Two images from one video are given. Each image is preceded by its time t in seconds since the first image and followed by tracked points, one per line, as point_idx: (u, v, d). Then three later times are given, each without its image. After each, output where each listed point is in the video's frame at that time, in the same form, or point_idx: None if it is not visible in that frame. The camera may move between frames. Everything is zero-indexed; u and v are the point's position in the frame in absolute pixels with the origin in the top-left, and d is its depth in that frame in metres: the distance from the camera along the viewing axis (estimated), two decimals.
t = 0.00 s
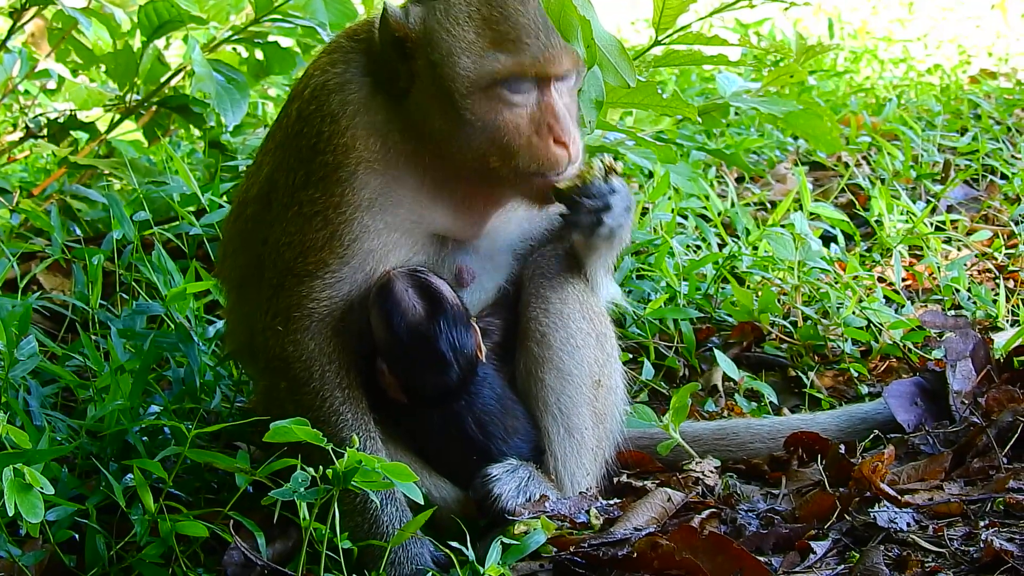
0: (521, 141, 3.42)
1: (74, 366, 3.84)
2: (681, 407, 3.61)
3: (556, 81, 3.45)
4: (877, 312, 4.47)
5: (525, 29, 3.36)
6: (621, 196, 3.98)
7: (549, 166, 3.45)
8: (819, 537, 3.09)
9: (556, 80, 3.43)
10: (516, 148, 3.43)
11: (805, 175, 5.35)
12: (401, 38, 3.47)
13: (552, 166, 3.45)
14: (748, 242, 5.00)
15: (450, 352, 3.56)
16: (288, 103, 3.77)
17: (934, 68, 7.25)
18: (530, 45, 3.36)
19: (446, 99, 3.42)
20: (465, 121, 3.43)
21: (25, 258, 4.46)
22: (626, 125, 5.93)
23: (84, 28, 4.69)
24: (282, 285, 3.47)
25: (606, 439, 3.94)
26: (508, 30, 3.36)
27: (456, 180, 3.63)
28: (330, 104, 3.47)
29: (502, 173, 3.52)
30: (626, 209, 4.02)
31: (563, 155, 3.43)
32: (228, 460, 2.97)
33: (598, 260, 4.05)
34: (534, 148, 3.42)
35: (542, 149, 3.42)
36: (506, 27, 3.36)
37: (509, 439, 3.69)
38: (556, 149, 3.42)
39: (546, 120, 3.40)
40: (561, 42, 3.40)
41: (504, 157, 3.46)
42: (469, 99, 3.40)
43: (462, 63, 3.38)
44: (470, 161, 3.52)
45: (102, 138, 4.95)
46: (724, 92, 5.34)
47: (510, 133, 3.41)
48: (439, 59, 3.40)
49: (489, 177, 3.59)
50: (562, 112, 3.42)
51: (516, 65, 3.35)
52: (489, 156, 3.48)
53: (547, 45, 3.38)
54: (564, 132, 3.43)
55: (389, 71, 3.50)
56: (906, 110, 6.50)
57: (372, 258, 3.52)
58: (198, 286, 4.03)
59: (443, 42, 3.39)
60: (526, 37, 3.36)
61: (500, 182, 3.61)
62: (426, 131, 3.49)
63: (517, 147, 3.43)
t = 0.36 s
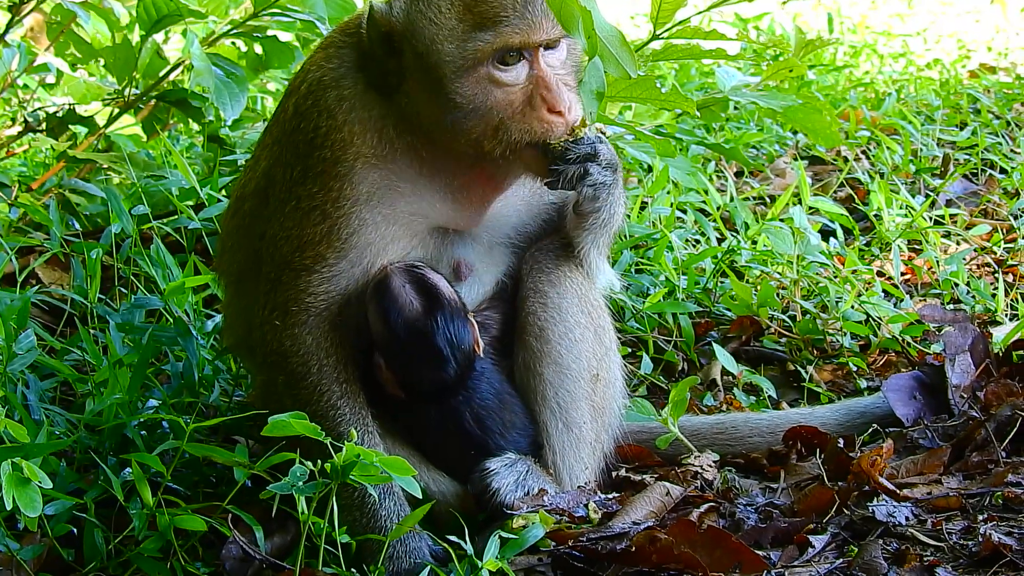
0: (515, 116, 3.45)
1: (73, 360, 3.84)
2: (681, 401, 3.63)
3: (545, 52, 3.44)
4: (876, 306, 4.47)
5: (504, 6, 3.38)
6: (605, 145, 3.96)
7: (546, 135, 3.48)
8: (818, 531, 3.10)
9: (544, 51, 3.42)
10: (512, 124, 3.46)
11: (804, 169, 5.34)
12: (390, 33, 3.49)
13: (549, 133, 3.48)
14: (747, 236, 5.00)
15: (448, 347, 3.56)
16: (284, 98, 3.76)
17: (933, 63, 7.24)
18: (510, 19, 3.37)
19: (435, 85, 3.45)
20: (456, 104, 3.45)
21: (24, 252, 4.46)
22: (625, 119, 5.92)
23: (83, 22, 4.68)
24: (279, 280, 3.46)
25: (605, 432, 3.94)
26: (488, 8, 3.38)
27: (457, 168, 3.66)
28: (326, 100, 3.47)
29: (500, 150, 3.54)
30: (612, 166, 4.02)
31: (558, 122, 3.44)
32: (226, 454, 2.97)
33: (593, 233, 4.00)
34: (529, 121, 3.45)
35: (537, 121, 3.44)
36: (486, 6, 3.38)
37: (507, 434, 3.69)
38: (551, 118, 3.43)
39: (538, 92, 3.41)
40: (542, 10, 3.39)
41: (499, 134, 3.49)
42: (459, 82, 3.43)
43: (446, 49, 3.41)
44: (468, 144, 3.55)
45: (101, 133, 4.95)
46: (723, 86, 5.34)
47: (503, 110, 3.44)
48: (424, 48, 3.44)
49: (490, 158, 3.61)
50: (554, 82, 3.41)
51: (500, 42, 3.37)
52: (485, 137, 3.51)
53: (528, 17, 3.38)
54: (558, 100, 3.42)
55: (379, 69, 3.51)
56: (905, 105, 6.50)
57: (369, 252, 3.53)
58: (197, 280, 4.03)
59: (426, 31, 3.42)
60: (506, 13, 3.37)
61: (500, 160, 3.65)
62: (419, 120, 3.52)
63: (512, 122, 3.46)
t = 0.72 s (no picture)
0: (517, 130, 3.47)
1: (71, 352, 3.84)
2: (679, 393, 3.62)
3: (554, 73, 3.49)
4: (875, 299, 4.48)
5: (528, 21, 3.35)
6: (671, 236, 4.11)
7: (544, 155, 3.52)
8: (817, 523, 3.10)
9: (554, 70, 3.45)
10: (512, 137, 3.48)
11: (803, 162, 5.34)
12: (396, 25, 3.46)
13: (547, 155, 3.52)
14: (746, 229, 4.99)
15: (445, 339, 3.58)
16: (282, 90, 3.76)
17: (932, 56, 7.23)
18: (532, 38, 3.35)
19: (443, 83, 3.43)
20: (463, 108, 3.45)
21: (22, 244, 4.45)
22: (623, 112, 5.91)
23: (81, 14, 4.67)
24: (277, 273, 3.46)
25: (603, 424, 3.95)
26: (512, 23, 3.34)
27: (454, 167, 3.63)
28: (323, 91, 3.46)
29: (497, 159, 3.55)
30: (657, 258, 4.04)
31: (556, 143, 3.50)
32: (225, 446, 2.97)
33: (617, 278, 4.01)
34: (529, 137, 3.48)
35: (535, 138, 3.48)
36: (510, 20, 3.34)
37: (505, 426, 3.69)
38: (551, 139, 3.49)
39: (541, 109, 3.47)
40: (562, 35, 3.37)
41: (500, 144, 3.50)
42: (468, 88, 3.41)
43: (462, 52, 3.37)
44: (466, 148, 3.54)
45: (99, 125, 4.94)
46: (722, 79, 5.33)
47: (506, 122, 3.46)
48: (437, 47, 3.40)
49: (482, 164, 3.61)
50: (558, 102, 3.47)
51: (518, 58, 3.35)
52: (485, 142, 3.51)
53: (549, 37, 3.36)
54: (559, 121, 3.49)
55: (380, 60, 3.49)
56: (904, 98, 6.49)
57: (366, 245, 3.53)
58: (195, 272, 4.03)
59: (443, 30, 3.37)
60: (528, 29, 3.34)
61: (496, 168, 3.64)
62: (419, 116, 3.51)
63: (513, 135, 3.47)
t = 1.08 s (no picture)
0: (513, 130, 3.48)
1: (70, 345, 3.85)
2: (677, 385, 3.63)
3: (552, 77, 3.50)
4: (873, 291, 4.48)
5: (530, 20, 3.37)
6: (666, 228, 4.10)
7: (538, 156, 3.52)
8: (815, 515, 3.10)
9: (554, 72, 3.46)
10: (509, 136, 3.48)
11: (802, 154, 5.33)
12: (399, 17, 3.46)
13: (541, 158, 3.53)
14: (745, 221, 4.99)
15: (444, 332, 3.57)
16: (282, 81, 3.76)
17: (932, 49, 7.22)
18: (534, 38, 3.36)
19: (443, 78, 3.43)
20: (462, 104, 3.46)
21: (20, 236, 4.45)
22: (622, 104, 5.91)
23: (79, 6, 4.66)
24: (277, 264, 3.47)
25: (602, 416, 3.95)
26: (516, 21, 3.36)
27: (450, 163, 3.62)
28: (323, 83, 3.45)
29: (491, 158, 3.55)
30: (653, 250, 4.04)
31: (551, 146, 3.50)
32: (224, 438, 2.97)
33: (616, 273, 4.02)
34: (525, 138, 3.48)
35: (530, 139, 3.48)
36: (513, 18, 3.36)
37: (505, 418, 3.69)
38: (546, 141, 3.49)
39: (539, 111, 3.48)
40: (564, 36, 3.40)
41: (497, 142, 3.50)
42: (468, 84, 3.42)
43: (464, 48, 3.38)
44: (463, 145, 3.55)
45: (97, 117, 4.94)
46: (721, 72, 5.32)
47: (504, 121, 3.47)
48: (437, 40, 3.40)
49: (476, 162, 3.60)
50: (555, 104, 3.49)
51: (519, 56, 3.36)
52: (483, 138, 3.51)
53: (550, 37, 3.38)
54: (556, 124, 3.49)
55: (381, 51, 3.49)
56: (903, 91, 6.48)
57: (365, 238, 3.52)
58: (193, 264, 4.03)
59: (446, 25, 3.38)
60: (530, 29, 3.36)
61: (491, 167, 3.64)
62: (418, 110, 3.50)
63: (510, 135, 3.48)
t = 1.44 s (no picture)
0: (512, 121, 3.48)
1: (69, 335, 3.85)
2: (676, 374, 3.63)
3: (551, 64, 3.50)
4: (872, 281, 4.47)
5: (528, 9, 3.35)
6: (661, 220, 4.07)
7: (536, 147, 3.52)
8: (814, 505, 3.11)
9: (554, 61, 3.46)
10: (508, 127, 3.49)
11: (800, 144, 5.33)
12: (398, 8, 3.45)
13: (539, 148, 3.53)
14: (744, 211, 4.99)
15: (442, 322, 3.56)
16: (280, 70, 3.75)
17: (931, 39, 7.21)
18: (532, 27, 3.35)
19: (442, 68, 3.43)
20: (461, 95, 3.46)
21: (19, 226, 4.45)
22: (621, 94, 5.90)
23: None
24: (275, 255, 3.47)
25: (600, 406, 3.96)
26: (514, 10, 3.34)
27: (449, 154, 3.63)
28: (320, 74, 3.44)
29: (490, 148, 3.55)
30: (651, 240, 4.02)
31: (550, 136, 3.51)
32: (223, 428, 2.97)
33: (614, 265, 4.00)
34: (523, 129, 3.49)
35: (529, 129, 3.49)
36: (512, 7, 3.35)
37: (503, 408, 3.70)
38: (544, 131, 3.50)
39: (538, 101, 3.48)
40: (562, 25, 3.38)
41: (495, 132, 3.51)
42: (467, 73, 3.41)
43: (463, 38, 3.37)
44: (462, 134, 3.55)
45: (96, 107, 4.93)
46: (720, 61, 5.31)
47: (502, 111, 3.47)
48: (436, 30, 3.39)
49: (474, 152, 3.61)
50: (554, 95, 3.49)
51: (518, 46, 3.36)
52: (481, 128, 3.51)
53: (548, 27, 3.37)
54: (554, 114, 3.50)
55: (380, 42, 3.48)
56: (902, 81, 6.47)
57: (364, 229, 3.52)
58: (193, 254, 4.03)
59: (444, 15, 3.38)
60: (529, 18, 3.34)
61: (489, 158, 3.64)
62: (416, 101, 3.50)
63: (508, 126, 3.49)
